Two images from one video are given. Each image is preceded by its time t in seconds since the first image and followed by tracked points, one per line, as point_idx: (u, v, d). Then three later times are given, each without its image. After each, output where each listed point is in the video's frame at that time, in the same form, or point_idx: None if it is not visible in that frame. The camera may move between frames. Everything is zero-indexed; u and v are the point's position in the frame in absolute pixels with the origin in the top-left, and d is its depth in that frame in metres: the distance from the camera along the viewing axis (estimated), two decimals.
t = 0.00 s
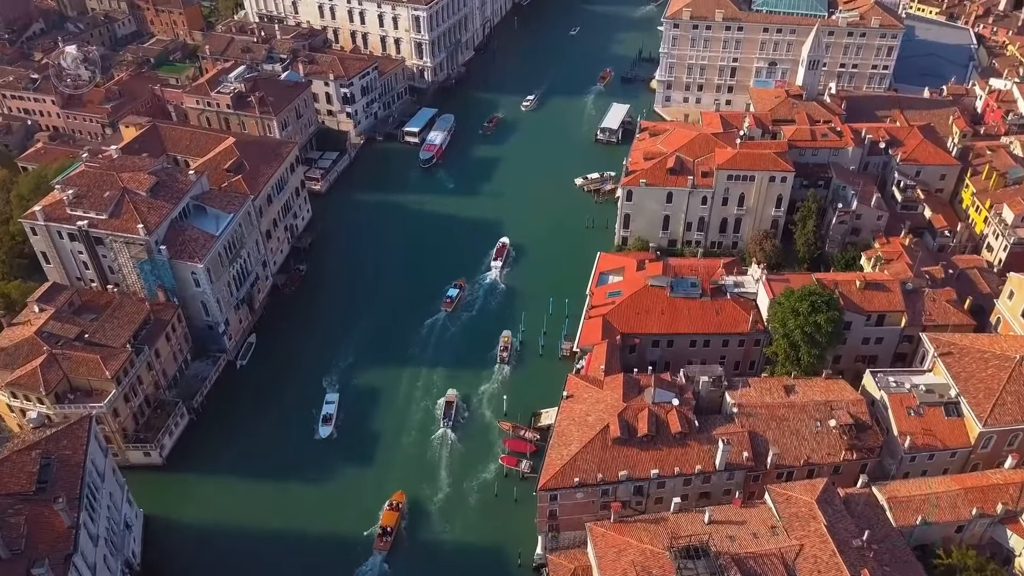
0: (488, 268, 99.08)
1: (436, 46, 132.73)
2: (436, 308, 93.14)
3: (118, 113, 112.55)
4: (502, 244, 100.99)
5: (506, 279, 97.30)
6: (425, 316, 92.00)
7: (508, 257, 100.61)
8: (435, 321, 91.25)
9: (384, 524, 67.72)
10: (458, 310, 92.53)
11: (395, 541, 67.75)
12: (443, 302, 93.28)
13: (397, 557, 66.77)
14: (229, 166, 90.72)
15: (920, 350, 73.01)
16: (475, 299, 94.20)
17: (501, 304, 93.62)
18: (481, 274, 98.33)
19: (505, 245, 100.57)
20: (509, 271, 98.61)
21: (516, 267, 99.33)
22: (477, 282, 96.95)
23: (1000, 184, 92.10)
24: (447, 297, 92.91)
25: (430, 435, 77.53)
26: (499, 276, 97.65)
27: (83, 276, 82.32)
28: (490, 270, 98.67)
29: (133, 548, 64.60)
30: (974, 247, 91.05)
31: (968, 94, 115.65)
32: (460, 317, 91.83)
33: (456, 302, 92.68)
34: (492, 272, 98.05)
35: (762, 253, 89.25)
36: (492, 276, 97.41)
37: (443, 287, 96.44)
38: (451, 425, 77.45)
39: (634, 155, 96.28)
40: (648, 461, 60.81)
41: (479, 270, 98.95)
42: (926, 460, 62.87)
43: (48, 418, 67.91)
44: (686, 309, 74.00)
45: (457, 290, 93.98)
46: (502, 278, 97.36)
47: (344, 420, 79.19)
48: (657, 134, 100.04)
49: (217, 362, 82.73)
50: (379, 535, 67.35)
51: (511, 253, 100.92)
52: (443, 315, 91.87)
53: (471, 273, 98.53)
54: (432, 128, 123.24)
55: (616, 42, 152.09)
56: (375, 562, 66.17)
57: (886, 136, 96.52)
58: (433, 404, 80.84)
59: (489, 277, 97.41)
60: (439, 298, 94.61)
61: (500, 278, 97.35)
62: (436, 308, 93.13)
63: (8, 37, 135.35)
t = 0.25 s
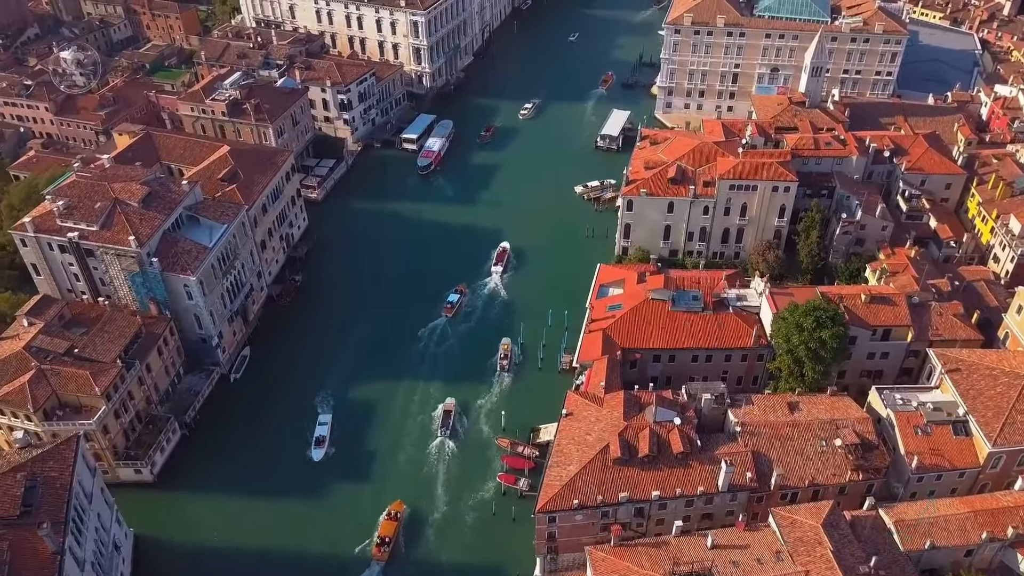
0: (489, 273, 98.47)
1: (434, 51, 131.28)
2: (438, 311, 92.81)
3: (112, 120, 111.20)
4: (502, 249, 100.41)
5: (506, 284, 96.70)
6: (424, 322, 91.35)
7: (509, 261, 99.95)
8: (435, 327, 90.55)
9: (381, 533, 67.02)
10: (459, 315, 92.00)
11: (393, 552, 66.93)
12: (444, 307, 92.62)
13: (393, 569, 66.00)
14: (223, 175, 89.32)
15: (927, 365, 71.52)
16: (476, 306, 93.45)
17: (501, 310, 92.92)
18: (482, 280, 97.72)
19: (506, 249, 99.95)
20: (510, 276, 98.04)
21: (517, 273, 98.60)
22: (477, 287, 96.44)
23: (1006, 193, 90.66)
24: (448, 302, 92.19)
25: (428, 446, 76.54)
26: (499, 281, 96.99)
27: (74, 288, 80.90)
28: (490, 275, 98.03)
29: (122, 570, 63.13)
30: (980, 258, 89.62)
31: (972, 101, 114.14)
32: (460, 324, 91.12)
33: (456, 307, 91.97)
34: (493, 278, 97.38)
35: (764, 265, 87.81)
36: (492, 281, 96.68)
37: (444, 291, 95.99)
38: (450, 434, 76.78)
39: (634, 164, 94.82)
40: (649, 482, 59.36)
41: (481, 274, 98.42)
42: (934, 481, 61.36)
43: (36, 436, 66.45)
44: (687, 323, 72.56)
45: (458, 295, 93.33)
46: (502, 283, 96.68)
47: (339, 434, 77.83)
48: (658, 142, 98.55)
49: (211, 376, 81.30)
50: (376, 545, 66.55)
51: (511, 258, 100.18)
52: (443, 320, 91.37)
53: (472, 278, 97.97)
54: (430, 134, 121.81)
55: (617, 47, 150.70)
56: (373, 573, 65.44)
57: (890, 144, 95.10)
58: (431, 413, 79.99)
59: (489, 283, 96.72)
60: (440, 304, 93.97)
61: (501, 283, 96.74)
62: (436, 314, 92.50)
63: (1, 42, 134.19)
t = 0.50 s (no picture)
0: (490, 279, 97.65)
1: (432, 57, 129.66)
2: (439, 318, 92.19)
3: (105, 128, 109.71)
4: (502, 254, 99.74)
5: (507, 291, 95.83)
6: (422, 330, 90.64)
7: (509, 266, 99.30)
8: (434, 334, 89.92)
9: (379, 545, 66.04)
10: (458, 322, 91.18)
11: (389, 564, 65.88)
12: (444, 313, 91.87)
13: None
14: (216, 186, 87.73)
15: (935, 385, 69.77)
16: (477, 312, 92.71)
17: (501, 316, 92.10)
18: (482, 286, 96.88)
19: (506, 255, 99.23)
20: (510, 282, 97.21)
21: (518, 279, 97.81)
22: (477, 295, 95.32)
23: (1014, 205, 88.78)
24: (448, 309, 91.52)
25: (424, 461, 75.30)
26: (499, 287, 96.13)
27: (63, 302, 79.23)
28: (490, 281, 97.23)
29: None
30: (988, 271, 87.76)
31: (979, 108, 112.30)
32: (460, 331, 90.32)
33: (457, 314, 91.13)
34: (493, 284, 96.45)
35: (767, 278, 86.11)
36: (492, 291, 95.28)
37: (444, 298, 95.32)
38: (447, 445, 75.79)
39: (635, 174, 93.07)
40: (650, 509, 57.62)
41: (481, 281, 97.55)
42: (944, 506, 59.56)
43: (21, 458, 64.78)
44: (689, 340, 70.85)
45: (459, 301, 92.62)
46: (502, 289, 95.95)
47: (333, 452, 76.17)
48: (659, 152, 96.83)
49: (202, 392, 79.60)
50: (373, 558, 65.56)
51: (511, 264, 99.47)
52: (443, 326, 90.71)
53: (472, 284, 97.13)
54: (428, 142, 120.16)
55: (617, 52, 148.98)
56: None
57: (896, 154, 93.34)
58: (429, 424, 78.95)
59: (489, 289, 95.89)
60: (440, 310, 93.25)
61: (501, 289, 95.89)
62: (436, 320, 91.98)
63: None
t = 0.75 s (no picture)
0: (490, 283, 97.09)
1: (431, 62, 128.46)
2: (439, 322, 91.71)
3: (100, 134, 108.22)
4: (503, 258, 99.23)
5: (507, 295, 95.30)
6: (423, 335, 90.21)
7: (510, 271, 98.77)
8: (435, 338, 89.48)
9: (378, 556, 65.51)
10: (456, 333, 89.96)
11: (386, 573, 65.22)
12: (445, 317, 91.54)
13: None
14: (210, 195, 86.65)
15: (941, 399, 68.51)
16: (477, 317, 92.22)
17: (502, 321, 91.62)
18: (481, 293, 95.82)
19: (507, 260, 98.67)
20: (511, 286, 96.68)
21: (519, 282, 97.34)
22: (476, 303, 94.23)
23: (1020, 214, 87.54)
24: (448, 313, 91.16)
25: (422, 469, 74.57)
26: (500, 291, 95.61)
27: (55, 313, 78.05)
28: (491, 284, 96.85)
29: None
30: (994, 281, 86.48)
31: (983, 115, 111.00)
32: (460, 335, 89.88)
33: (458, 319, 90.71)
34: (493, 288, 95.92)
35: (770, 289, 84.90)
36: (490, 302, 94.03)
37: (445, 302, 94.78)
38: (445, 453, 75.19)
39: (636, 182, 91.84)
40: (651, 529, 56.32)
41: (482, 285, 96.96)
42: (951, 525, 58.32)
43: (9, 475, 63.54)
44: (691, 353, 69.62)
45: (459, 305, 92.28)
46: (503, 293, 95.49)
47: (328, 466, 74.92)
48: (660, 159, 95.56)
49: (196, 405, 78.36)
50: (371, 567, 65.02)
51: (512, 267, 99.17)
52: (440, 338, 89.47)
53: (472, 288, 96.57)
54: (426, 148, 118.99)
55: (617, 57, 147.71)
56: None
57: (900, 162, 92.11)
58: (428, 430, 78.43)
59: (490, 293, 95.41)
60: (441, 314, 92.89)
61: (502, 293, 95.30)
62: (436, 323, 91.61)
63: None
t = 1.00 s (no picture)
0: (489, 289, 96.20)
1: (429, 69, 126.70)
2: (440, 329, 90.90)
3: (92, 143, 106.47)
4: (504, 264, 98.39)
5: (508, 302, 94.44)
6: (425, 340, 89.68)
7: (510, 277, 97.94)
8: (435, 346, 88.74)
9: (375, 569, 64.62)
10: (453, 348, 88.25)
11: None
12: (446, 324, 90.78)
13: None
14: (202, 207, 84.93)
15: (950, 421, 66.70)
16: (477, 323, 91.47)
17: (501, 330, 90.60)
18: (479, 306, 93.98)
19: (507, 266, 97.89)
20: (511, 293, 95.83)
21: (518, 288, 96.58)
22: (474, 316, 92.43)
23: None
24: (449, 321, 90.36)
25: (419, 481, 73.67)
26: (500, 298, 94.81)
27: (42, 329, 76.30)
28: (491, 290, 96.11)
29: None
30: (1002, 295, 84.70)
31: (989, 123, 109.18)
32: (460, 342, 89.11)
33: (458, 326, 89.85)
34: (494, 295, 95.11)
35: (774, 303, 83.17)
36: (489, 316, 92.28)
37: (445, 309, 93.86)
38: (443, 464, 74.38)
39: (637, 194, 90.05)
40: (652, 559, 54.52)
41: (481, 292, 95.96)
42: (962, 554, 56.52)
43: None
44: (693, 373, 67.87)
45: (460, 312, 91.53)
46: (503, 299, 94.71)
47: (321, 488, 73.23)
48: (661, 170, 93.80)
49: (186, 423, 76.61)
50: None
51: (513, 273, 98.37)
52: (437, 353, 87.77)
53: (471, 295, 95.57)
54: (424, 156, 117.29)
55: (618, 63, 145.91)
56: None
57: (906, 173, 90.29)
58: (426, 441, 77.68)
59: (491, 299, 94.68)
60: (442, 319, 92.34)
61: (501, 300, 94.53)
62: (437, 331, 90.83)
63: None
